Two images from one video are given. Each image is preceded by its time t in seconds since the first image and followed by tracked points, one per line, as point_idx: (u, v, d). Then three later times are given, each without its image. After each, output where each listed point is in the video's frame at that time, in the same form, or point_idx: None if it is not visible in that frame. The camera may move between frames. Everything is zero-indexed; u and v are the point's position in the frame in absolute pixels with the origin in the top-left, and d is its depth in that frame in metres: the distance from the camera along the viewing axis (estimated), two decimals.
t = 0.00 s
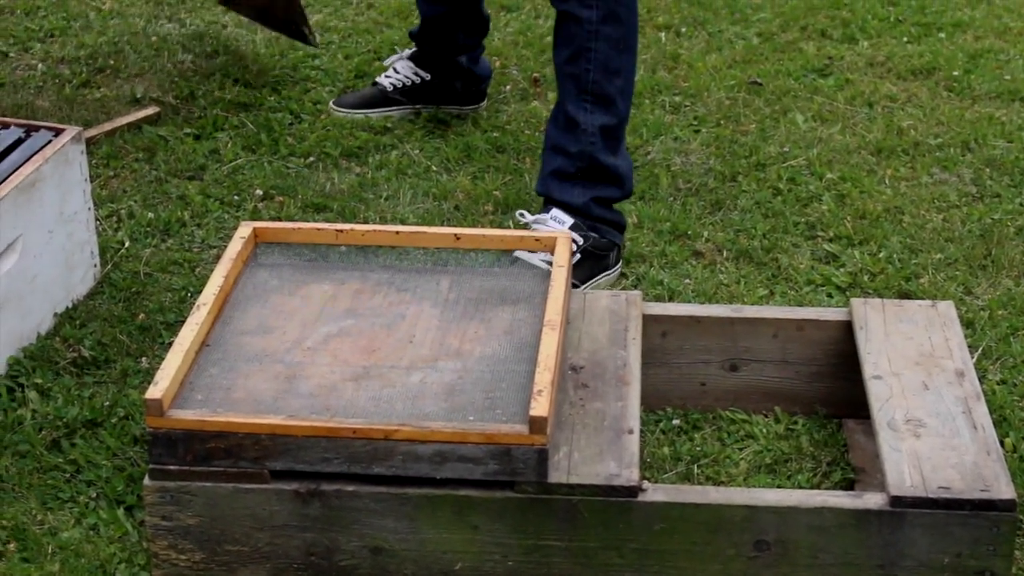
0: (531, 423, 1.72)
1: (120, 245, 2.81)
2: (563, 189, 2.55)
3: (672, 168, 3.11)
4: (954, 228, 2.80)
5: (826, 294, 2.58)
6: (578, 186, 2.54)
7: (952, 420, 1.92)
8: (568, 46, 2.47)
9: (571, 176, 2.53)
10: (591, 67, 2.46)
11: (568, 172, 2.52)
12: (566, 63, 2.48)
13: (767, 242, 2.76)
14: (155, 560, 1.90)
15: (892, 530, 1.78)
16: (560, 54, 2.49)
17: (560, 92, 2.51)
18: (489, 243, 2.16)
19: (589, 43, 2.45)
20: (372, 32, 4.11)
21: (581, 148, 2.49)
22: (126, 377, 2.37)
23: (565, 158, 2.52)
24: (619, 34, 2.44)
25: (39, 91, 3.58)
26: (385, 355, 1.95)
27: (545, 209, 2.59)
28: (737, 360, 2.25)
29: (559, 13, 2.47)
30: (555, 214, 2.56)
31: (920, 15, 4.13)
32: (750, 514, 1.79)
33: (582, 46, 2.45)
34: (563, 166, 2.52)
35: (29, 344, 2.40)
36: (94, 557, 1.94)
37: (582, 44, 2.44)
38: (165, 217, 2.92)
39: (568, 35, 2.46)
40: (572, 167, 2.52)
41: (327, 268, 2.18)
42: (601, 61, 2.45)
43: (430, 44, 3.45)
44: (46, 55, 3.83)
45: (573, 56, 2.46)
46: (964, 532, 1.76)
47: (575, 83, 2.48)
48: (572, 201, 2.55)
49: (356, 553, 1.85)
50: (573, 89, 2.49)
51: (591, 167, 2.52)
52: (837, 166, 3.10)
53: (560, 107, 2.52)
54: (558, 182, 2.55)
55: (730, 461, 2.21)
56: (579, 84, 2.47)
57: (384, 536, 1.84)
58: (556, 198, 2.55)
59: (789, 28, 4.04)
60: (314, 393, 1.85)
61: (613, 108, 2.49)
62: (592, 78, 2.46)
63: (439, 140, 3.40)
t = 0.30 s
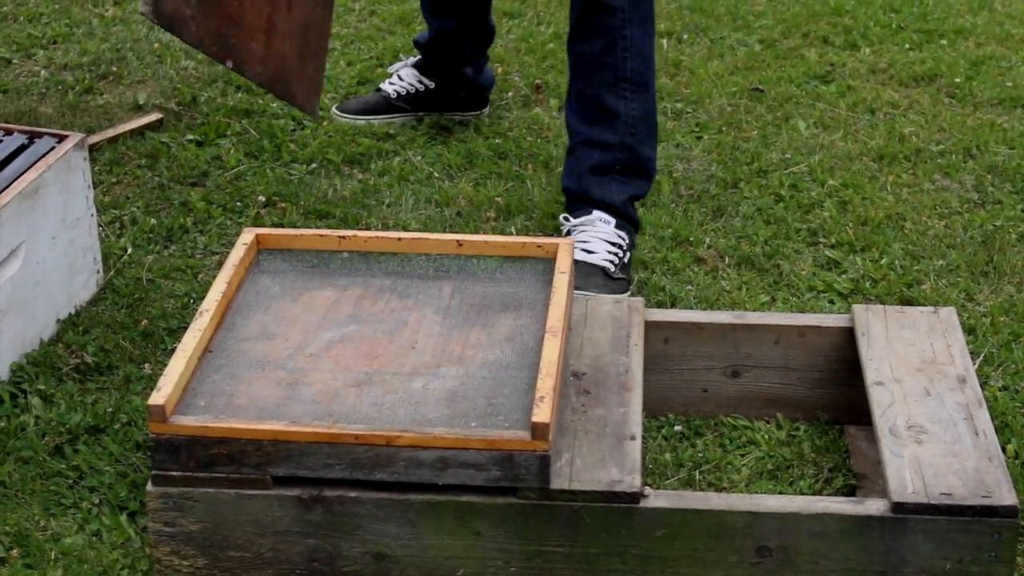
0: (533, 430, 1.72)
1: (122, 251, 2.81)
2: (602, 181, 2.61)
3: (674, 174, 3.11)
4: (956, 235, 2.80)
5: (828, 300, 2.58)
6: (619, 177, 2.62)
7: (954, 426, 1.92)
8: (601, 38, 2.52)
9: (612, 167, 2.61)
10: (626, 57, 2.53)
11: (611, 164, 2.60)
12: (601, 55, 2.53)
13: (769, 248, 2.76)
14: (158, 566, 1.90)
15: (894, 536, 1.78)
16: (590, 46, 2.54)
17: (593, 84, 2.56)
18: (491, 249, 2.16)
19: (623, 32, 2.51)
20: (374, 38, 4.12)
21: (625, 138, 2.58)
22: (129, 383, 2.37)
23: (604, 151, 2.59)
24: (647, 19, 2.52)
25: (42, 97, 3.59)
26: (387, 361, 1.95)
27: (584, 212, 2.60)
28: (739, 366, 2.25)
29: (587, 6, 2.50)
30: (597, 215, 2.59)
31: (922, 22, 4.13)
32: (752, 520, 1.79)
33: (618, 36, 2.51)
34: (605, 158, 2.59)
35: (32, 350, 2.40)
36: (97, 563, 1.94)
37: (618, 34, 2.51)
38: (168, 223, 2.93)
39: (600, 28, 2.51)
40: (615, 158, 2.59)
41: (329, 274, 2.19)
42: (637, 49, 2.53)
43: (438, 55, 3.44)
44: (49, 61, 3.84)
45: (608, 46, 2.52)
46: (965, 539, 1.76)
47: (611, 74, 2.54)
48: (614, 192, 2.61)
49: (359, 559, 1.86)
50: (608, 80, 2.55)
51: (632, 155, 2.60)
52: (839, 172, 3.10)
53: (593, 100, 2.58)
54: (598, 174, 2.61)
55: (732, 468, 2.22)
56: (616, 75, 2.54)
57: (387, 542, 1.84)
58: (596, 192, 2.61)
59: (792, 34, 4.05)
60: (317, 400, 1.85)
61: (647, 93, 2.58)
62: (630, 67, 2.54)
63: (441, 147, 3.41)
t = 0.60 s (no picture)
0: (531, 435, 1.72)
1: (121, 257, 2.81)
2: (603, 213, 2.52)
3: (673, 180, 3.12)
4: (954, 240, 2.80)
5: (826, 306, 2.58)
6: (620, 211, 2.53)
7: (952, 431, 1.92)
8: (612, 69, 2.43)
9: (613, 199, 2.52)
10: (637, 90, 2.45)
11: (614, 196, 2.51)
12: (611, 86, 2.44)
13: (768, 253, 2.76)
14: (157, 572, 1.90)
15: (893, 541, 1.78)
16: (601, 76, 2.44)
17: (600, 114, 2.47)
18: (490, 255, 2.16)
19: (636, 65, 2.42)
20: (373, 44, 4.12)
21: (630, 171, 2.49)
22: (128, 389, 2.37)
23: (608, 183, 2.51)
24: (660, 51, 2.44)
25: (41, 103, 3.59)
26: (386, 366, 1.95)
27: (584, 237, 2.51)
28: (738, 371, 2.25)
29: (601, 37, 2.41)
30: (601, 239, 2.50)
31: (921, 27, 4.13)
32: (751, 525, 1.79)
33: (631, 69, 2.42)
34: (608, 190, 2.50)
35: (32, 356, 2.41)
36: (96, 568, 1.94)
37: (631, 67, 2.42)
38: (166, 229, 2.93)
39: (613, 59, 2.42)
40: (618, 191, 2.51)
41: (328, 280, 2.19)
42: (649, 83, 2.45)
43: (428, 55, 3.50)
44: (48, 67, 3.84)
45: (620, 79, 2.43)
46: (964, 544, 1.76)
47: (620, 106, 2.46)
48: (615, 225, 2.52)
49: (358, 564, 1.86)
50: (616, 112, 2.46)
51: (635, 189, 2.51)
52: (838, 177, 3.10)
53: (601, 131, 2.48)
54: (598, 205, 2.52)
55: (731, 473, 2.21)
56: (625, 107, 2.46)
57: (385, 547, 1.84)
58: (596, 225, 2.51)
59: (790, 40, 4.05)
60: (316, 405, 1.85)
61: (655, 126, 2.50)
62: (640, 100, 2.45)
63: (440, 152, 3.41)
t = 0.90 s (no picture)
0: (530, 439, 1.72)
1: (120, 261, 2.81)
2: (606, 224, 2.53)
3: (671, 184, 3.12)
4: (953, 244, 2.80)
5: (825, 310, 2.58)
6: (624, 223, 2.53)
7: (951, 436, 1.92)
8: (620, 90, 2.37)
9: (618, 213, 2.51)
10: (644, 109, 2.40)
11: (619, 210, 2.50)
12: (619, 106, 2.39)
13: (767, 257, 2.77)
14: None
15: (891, 545, 1.78)
16: (608, 96, 2.39)
17: (605, 133, 2.42)
18: (489, 259, 2.16)
19: (645, 86, 2.38)
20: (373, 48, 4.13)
21: (637, 189, 2.47)
22: (127, 394, 2.37)
23: (615, 199, 2.49)
24: (665, 69, 2.39)
25: (40, 107, 3.59)
26: (385, 370, 1.95)
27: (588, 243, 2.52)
28: (737, 376, 2.25)
29: (610, 58, 2.35)
30: (603, 244, 2.51)
31: (919, 32, 4.14)
32: (750, 530, 1.80)
33: (640, 91, 2.37)
34: (614, 206, 2.49)
35: (31, 360, 2.40)
36: (94, 573, 1.94)
37: (640, 87, 2.37)
38: (166, 233, 2.93)
39: (622, 79, 2.37)
40: (624, 206, 2.49)
41: (327, 284, 2.19)
42: (657, 103, 2.40)
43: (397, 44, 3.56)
44: (47, 71, 3.84)
45: (628, 99, 2.39)
46: (963, 548, 1.76)
47: (626, 125, 2.41)
48: (620, 236, 2.53)
49: (357, 568, 1.86)
50: (623, 131, 2.42)
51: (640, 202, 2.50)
52: (836, 182, 3.11)
53: (607, 149, 2.44)
54: (602, 217, 2.52)
55: (730, 477, 2.22)
56: (633, 127, 2.41)
57: (385, 551, 1.84)
58: (603, 236, 2.52)
59: (789, 44, 4.05)
60: (315, 409, 1.85)
61: (660, 141, 2.46)
62: (648, 119, 2.41)
63: (439, 156, 3.41)
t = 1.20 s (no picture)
0: (531, 442, 1.72)
1: (121, 264, 2.81)
2: (607, 224, 2.53)
3: (672, 188, 3.12)
4: (954, 248, 2.80)
5: (826, 313, 2.58)
6: (625, 222, 2.53)
7: (952, 440, 1.92)
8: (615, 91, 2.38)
9: (618, 212, 2.51)
10: (637, 106, 2.41)
11: (619, 210, 2.50)
12: (611, 105, 2.40)
13: (768, 261, 2.77)
14: None
15: (892, 549, 1.78)
16: (600, 95, 2.40)
17: (599, 132, 2.43)
18: (489, 262, 2.16)
19: (636, 82, 2.39)
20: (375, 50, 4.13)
21: (635, 186, 2.47)
22: (128, 396, 2.37)
23: (614, 199, 2.49)
24: (654, 65, 2.41)
25: (41, 110, 3.59)
26: (386, 373, 1.95)
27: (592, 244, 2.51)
28: (738, 380, 2.25)
29: (600, 56, 2.36)
30: (606, 245, 2.51)
31: (920, 36, 4.14)
32: (751, 533, 1.80)
33: (631, 88, 2.39)
34: (614, 205, 2.49)
35: (32, 362, 2.40)
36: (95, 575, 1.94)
37: (631, 84, 2.39)
38: (167, 236, 2.93)
39: (614, 77, 2.38)
40: (623, 205, 2.49)
41: (328, 287, 2.19)
42: (648, 98, 2.42)
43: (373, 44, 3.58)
44: (48, 74, 3.84)
45: (619, 96, 2.40)
46: (964, 552, 1.76)
47: (619, 123, 2.42)
48: (621, 235, 2.53)
49: (358, 571, 1.86)
50: (617, 129, 2.43)
51: (639, 200, 2.51)
52: (837, 185, 3.11)
53: (602, 149, 2.45)
54: (602, 218, 2.52)
55: (730, 480, 2.22)
56: (626, 124, 2.42)
57: (386, 554, 1.84)
58: (604, 237, 2.52)
59: (790, 47, 4.06)
60: (316, 412, 1.86)
61: (654, 138, 2.47)
62: (641, 116, 2.42)
63: (440, 159, 3.41)
